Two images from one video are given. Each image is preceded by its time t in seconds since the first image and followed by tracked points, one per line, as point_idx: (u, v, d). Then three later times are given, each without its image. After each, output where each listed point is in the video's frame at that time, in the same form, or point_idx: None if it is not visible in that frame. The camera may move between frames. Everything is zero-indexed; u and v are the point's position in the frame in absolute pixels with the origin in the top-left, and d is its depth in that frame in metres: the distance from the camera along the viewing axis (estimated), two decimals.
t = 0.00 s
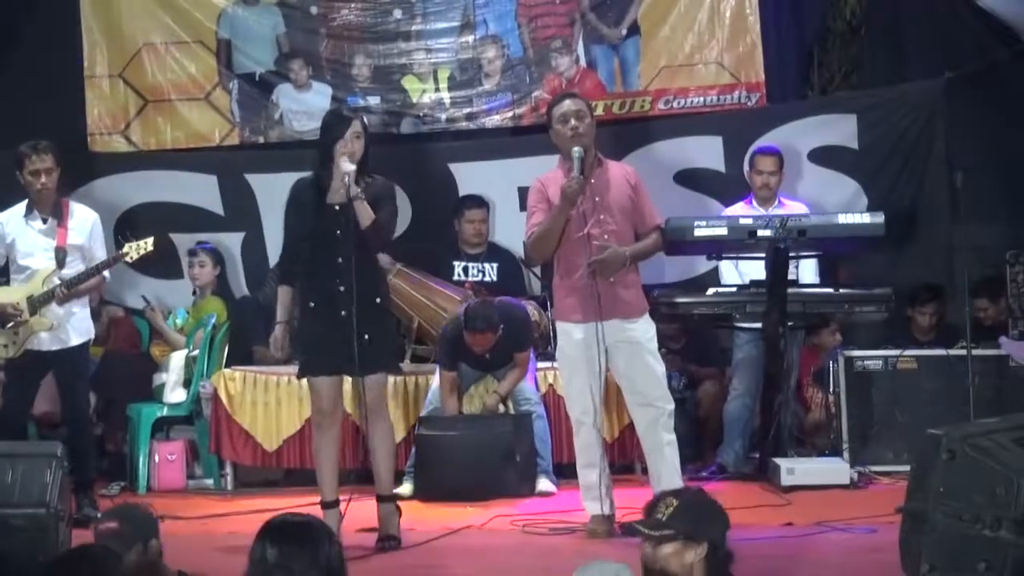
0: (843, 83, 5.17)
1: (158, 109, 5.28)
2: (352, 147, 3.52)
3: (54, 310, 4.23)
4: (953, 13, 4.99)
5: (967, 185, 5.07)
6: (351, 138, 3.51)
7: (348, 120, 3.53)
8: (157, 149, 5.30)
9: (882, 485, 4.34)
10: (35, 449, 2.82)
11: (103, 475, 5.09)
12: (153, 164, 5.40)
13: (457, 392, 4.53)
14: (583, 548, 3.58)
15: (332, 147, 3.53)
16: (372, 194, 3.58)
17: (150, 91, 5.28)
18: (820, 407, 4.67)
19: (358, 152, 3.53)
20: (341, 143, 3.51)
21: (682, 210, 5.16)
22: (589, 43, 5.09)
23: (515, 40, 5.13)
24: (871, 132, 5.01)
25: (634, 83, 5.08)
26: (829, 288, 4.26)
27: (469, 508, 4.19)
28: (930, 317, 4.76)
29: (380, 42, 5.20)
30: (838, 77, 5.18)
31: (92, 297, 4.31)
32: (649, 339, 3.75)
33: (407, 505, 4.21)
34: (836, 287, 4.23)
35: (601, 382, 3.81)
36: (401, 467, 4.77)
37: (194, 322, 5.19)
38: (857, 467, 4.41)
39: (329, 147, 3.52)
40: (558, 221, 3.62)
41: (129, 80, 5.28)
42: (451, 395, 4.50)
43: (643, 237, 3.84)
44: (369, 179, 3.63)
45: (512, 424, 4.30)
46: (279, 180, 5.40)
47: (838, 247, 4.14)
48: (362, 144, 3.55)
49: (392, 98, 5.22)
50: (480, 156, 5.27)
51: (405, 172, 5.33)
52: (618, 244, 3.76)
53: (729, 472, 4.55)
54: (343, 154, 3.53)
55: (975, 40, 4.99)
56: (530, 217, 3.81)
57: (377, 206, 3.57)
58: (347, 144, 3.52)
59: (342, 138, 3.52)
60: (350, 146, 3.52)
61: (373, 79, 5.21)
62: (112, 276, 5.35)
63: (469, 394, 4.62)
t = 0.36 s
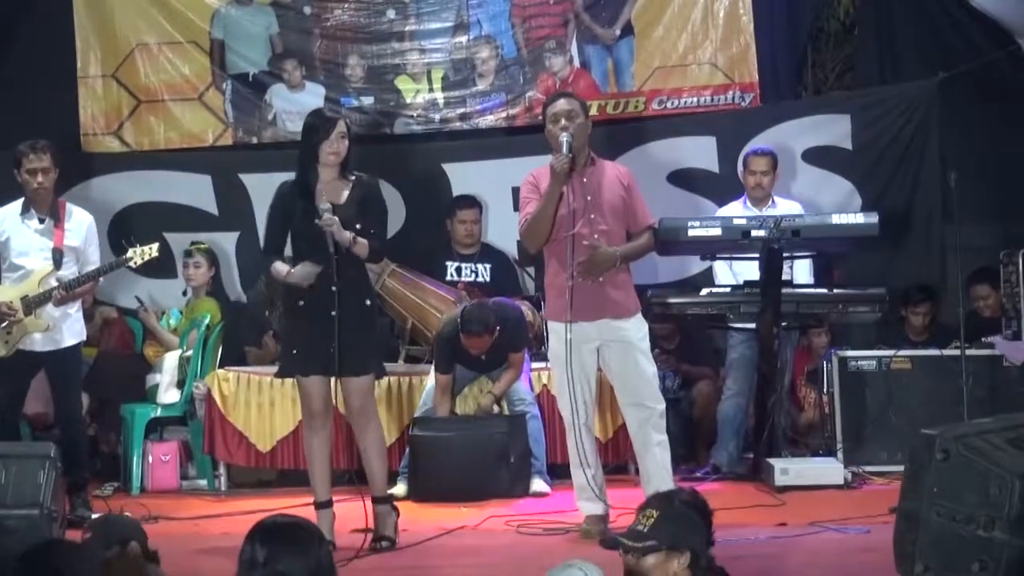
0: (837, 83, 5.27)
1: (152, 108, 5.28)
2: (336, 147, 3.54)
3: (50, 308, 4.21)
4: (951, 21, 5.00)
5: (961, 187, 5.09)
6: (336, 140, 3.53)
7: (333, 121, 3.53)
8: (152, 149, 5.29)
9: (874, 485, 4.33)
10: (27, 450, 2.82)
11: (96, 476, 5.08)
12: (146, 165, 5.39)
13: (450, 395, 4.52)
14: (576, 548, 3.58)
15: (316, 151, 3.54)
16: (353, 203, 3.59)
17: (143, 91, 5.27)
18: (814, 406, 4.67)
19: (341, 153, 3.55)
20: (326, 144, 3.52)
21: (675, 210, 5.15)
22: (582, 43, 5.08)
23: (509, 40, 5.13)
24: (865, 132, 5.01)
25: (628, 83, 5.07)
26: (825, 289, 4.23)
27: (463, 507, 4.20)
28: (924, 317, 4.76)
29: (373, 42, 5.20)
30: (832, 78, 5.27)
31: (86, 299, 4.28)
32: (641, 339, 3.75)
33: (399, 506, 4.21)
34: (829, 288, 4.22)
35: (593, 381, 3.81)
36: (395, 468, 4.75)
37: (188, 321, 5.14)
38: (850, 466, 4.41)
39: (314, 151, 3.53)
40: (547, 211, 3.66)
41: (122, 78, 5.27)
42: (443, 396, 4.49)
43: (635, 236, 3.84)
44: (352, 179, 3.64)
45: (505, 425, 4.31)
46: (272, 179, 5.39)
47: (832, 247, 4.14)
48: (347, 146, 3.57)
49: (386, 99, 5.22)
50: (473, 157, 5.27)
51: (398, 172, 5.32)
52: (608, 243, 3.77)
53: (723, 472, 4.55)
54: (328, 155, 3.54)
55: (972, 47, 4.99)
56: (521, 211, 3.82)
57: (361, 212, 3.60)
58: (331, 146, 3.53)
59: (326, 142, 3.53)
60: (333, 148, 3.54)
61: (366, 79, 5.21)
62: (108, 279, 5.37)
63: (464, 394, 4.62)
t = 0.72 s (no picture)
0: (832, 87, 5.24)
1: (146, 113, 5.28)
2: (328, 154, 3.56)
3: (45, 313, 4.22)
4: (944, 22, 5.02)
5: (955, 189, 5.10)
6: (327, 146, 3.55)
7: (324, 128, 3.56)
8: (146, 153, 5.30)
9: (870, 489, 4.34)
10: (24, 455, 2.81)
11: (92, 481, 5.08)
12: (142, 169, 5.39)
13: (445, 401, 4.50)
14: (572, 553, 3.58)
15: (307, 159, 3.56)
16: (347, 210, 3.62)
17: (138, 96, 5.27)
18: (809, 409, 4.68)
19: (333, 160, 3.57)
20: (318, 151, 3.54)
21: (670, 214, 5.15)
22: (578, 47, 5.08)
23: (504, 44, 5.13)
24: (860, 135, 5.01)
25: (624, 86, 5.07)
26: (821, 293, 4.21)
27: (458, 512, 4.19)
28: (918, 320, 4.76)
29: (369, 46, 5.20)
30: (827, 82, 5.24)
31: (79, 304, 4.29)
32: (632, 343, 3.76)
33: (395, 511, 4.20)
34: (824, 292, 4.22)
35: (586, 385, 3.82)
36: (389, 471, 4.76)
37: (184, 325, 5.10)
38: (846, 470, 4.41)
39: (306, 158, 3.55)
40: (539, 214, 3.68)
41: (116, 84, 5.27)
42: (438, 401, 4.47)
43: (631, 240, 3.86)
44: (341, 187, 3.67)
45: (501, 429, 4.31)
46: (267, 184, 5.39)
47: (827, 251, 4.15)
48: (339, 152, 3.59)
49: (382, 102, 5.21)
50: (468, 160, 5.26)
51: (393, 175, 5.32)
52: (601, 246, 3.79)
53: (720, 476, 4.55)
54: (319, 162, 3.56)
55: (966, 50, 5.01)
56: (514, 215, 3.83)
57: (355, 219, 3.63)
58: (323, 153, 3.55)
59: (317, 147, 3.54)
60: (325, 155, 3.56)
61: (361, 83, 5.21)
62: (102, 284, 5.37)
63: (459, 399, 4.62)
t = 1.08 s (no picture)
0: (830, 93, 5.20)
1: (144, 119, 5.28)
2: (325, 158, 3.57)
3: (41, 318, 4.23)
4: (942, 28, 5.05)
5: (953, 196, 5.10)
6: (323, 151, 3.56)
7: (321, 132, 3.56)
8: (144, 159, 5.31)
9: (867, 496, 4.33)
10: (22, 461, 2.81)
11: (90, 487, 5.08)
12: (139, 176, 5.38)
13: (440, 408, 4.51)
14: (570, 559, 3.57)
15: (304, 164, 3.57)
16: (346, 212, 3.62)
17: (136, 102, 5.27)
18: (807, 417, 4.67)
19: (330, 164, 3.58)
20: (314, 155, 3.55)
21: (668, 220, 5.14)
22: (575, 54, 5.08)
23: (502, 51, 5.13)
24: (858, 142, 5.00)
25: (621, 93, 5.07)
26: (817, 299, 4.21)
27: (456, 518, 4.18)
28: (916, 327, 4.75)
29: (367, 53, 5.21)
30: (825, 88, 5.21)
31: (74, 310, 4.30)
32: (628, 350, 3.79)
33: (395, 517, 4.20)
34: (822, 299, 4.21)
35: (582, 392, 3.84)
36: (388, 478, 4.77)
37: (183, 332, 5.06)
38: (845, 476, 4.41)
39: (302, 163, 3.56)
40: (536, 223, 3.69)
41: (114, 91, 5.28)
42: (432, 407, 4.48)
43: (629, 246, 3.88)
44: (338, 193, 3.66)
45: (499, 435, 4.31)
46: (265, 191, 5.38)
47: (824, 257, 4.15)
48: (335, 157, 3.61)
49: (379, 109, 5.22)
50: (466, 166, 5.26)
51: (391, 182, 5.32)
52: (599, 254, 3.81)
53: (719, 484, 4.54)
54: (316, 166, 3.57)
55: (966, 56, 5.04)
56: (513, 223, 3.85)
57: (354, 224, 3.63)
58: (319, 157, 3.56)
59: (313, 152, 3.55)
60: (321, 159, 3.57)
61: (359, 89, 5.22)
62: (98, 287, 5.37)
63: (456, 406, 4.67)
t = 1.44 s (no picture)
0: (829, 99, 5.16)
1: (144, 125, 5.28)
2: (325, 164, 3.59)
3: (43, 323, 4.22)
4: (939, 31, 5.08)
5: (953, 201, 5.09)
6: (324, 157, 3.57)
7: (320, 138, 3.57)
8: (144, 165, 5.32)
9: (868, 501, 4.33)
10: (22, 467, 2.81)
11: (89, 491, 5.09)
12: (139, 181, 5.38)
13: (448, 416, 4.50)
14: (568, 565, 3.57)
15: (304, 170, 3.57)
16: (348, 222, 3.64)
17: (134, 108, 5.27)
18: (807, 424, 4.66)
19: (330, 169, 3.59)
20: (315, 161, 3.56)
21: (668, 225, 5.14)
22: (575, 59, 5.08)
23: (501, 56, 5.13)
24: (860, 148, 5.00)
25: (621, 98, 5.08)
26: (817, 304, 4.20)
27: (456, 523, 4.18)
28: (916, 333, 4.75)
29: (367, 57, 5.21)
30: (823, 94, 5.16)
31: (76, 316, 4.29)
32: (628, 355, 3.79)
33: (394, 523, 4.20)
34: (822, 304, 4.21)
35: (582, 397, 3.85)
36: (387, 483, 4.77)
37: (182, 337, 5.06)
38: (845, 482, 4.41)
39: (302, 169, 3.57)
40: (536, 229, 3.70)
41: (112, 96, 5.28)
42: (440, 415, 4.47)
43: (629, 251, 3.89)
44: (339, 198, 3.69)
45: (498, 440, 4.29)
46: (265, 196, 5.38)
47: (824, 263, 4.14)
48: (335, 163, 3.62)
49: (379, 114, 5.22)
50: (466, 171, 5.27)
51: (391, 188, 5.33)
52: (599, 258, 3.82)
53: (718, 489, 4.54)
54: (316, 172, 3.58)
55: (967, 62, 5.06)
56: (512, 229, 3.85)
57: (352, 231, 3.64)
58: (319, 162, 3.57)
59: (313, 158, 3.56)
60: (322, 165, 3.58)
61: (359, 95, 5.22)
62: (99, 292, 5.38)
63: (458, 410, 4.57)
